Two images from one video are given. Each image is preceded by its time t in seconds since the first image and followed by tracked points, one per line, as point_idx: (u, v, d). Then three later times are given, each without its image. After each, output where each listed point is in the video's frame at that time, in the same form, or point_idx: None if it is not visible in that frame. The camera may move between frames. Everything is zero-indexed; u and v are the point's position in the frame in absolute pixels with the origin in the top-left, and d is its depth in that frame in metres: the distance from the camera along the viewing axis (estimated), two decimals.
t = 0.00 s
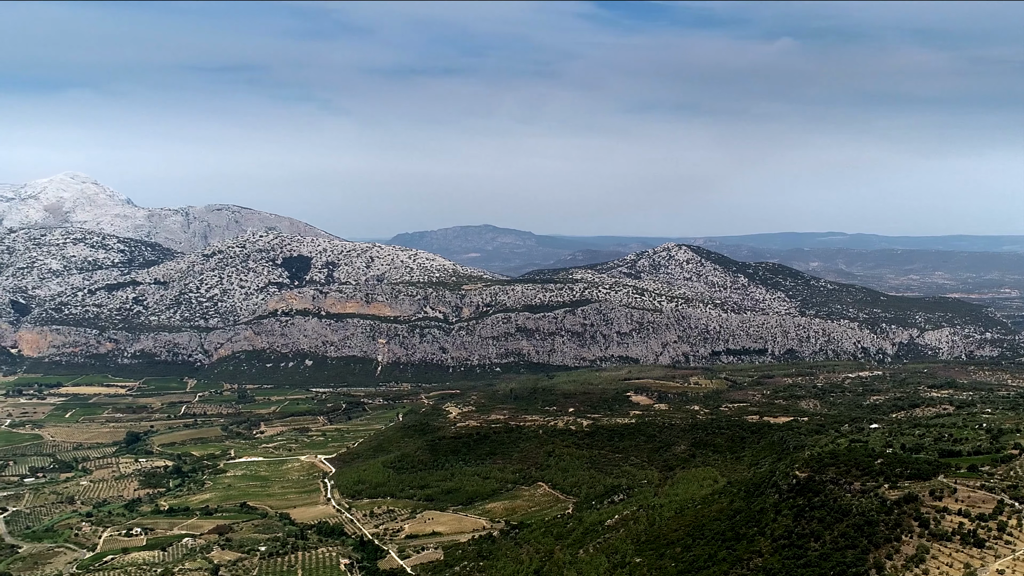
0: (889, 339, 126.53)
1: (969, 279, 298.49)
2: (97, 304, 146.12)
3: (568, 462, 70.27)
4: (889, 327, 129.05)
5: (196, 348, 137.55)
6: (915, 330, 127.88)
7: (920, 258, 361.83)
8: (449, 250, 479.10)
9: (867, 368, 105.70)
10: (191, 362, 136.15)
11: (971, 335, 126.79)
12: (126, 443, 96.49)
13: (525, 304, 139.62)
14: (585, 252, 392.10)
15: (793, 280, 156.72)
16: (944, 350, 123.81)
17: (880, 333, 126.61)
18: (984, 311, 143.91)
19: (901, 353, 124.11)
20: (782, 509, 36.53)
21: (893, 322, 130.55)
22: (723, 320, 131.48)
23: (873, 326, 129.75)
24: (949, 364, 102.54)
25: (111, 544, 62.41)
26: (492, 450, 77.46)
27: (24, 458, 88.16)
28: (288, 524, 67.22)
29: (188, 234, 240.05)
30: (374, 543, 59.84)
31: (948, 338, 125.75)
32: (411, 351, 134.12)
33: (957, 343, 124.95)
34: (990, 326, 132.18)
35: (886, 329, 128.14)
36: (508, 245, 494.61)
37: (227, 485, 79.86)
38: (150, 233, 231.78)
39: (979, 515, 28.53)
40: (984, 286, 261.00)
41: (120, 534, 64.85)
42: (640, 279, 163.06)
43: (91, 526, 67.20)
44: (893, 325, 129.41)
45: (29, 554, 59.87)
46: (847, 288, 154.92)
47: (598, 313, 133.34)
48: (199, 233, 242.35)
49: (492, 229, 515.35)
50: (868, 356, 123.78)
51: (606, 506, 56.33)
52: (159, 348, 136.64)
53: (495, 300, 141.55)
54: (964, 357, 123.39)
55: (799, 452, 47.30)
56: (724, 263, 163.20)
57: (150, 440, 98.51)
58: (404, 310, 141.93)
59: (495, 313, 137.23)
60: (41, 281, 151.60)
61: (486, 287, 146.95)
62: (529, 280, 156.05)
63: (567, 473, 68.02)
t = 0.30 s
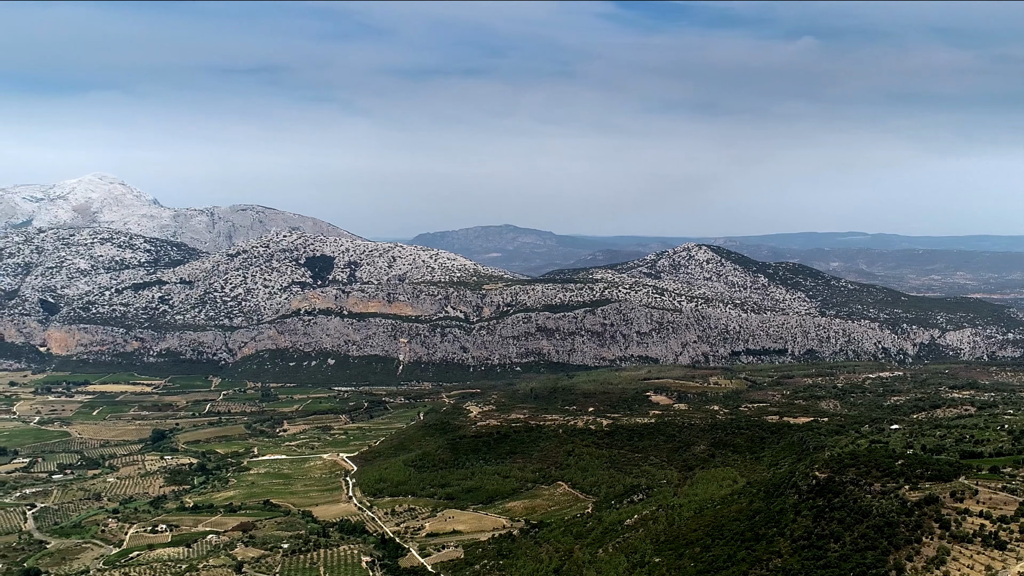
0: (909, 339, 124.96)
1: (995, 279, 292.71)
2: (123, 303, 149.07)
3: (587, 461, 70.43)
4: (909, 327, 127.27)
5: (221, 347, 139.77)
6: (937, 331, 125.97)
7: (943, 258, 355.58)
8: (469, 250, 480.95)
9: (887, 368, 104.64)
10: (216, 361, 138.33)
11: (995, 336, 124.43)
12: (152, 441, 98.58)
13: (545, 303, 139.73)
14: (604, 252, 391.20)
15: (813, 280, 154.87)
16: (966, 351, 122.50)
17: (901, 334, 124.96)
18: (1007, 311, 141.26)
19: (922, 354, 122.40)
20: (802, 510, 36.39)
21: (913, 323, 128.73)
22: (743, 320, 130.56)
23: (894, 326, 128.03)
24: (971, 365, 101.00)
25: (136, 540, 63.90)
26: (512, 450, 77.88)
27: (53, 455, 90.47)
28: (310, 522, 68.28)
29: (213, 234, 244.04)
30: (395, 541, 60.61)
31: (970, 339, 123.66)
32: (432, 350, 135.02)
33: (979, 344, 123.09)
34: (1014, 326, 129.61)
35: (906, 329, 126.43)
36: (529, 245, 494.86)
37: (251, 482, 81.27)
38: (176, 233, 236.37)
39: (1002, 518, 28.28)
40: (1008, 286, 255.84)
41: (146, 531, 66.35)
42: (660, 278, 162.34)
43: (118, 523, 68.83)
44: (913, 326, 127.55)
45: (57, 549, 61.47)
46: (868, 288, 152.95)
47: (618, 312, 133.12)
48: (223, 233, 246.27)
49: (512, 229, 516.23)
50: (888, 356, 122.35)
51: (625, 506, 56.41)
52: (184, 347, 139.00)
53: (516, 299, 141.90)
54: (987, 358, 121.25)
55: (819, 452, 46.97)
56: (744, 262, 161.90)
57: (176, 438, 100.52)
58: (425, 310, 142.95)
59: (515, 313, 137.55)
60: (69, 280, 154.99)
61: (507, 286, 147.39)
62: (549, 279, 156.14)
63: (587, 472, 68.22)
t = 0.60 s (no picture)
0: (934, 339, 122.71)
1: None
2: (153, 303, 152.58)
3: (610, 461, 70.55)
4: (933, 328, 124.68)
5: (248, 346, 142.34)
6: (961, 331, 123.39)
7: (966, 258, 347.30)
8: (493, 250, 482.52)
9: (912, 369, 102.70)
10: (243, 360, 140.96)
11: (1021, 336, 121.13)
12: (181, 438, 100.96)
13: (569, 303, 139.75)
14: (627, 253, 389.57)
15: (837, 280, 152.72)
16: (992, 352, 119.54)
17: (925, 334, 122.81)
18: None
19: (946, 355, 119.97)
20: (825, 511, 36.23)
21: (937, 323, 126.04)
22: (766, 320, 129.39)
23: (916, 327, 125.65)
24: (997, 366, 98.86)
25: (165, 537, 65.56)
26: (535, 449, 78.29)
27: (85, 453, 93.14)
28: (335, 520, 69.43)
29: (242, 234, 248.44)
30: (419, 539, 61.41)
31: (996, 339, 120.68)
32: (456, 350, 135.94)
33: (1004, 344, 120.00)
34: None
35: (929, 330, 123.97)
36: (554, 245, 494.38)
37: (277, 480, 82.86)
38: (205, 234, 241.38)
39: None
40: None
41: (175, 528, 68.08)
42: (683, 279, 161.34)
43: (147, 519, 70.69)
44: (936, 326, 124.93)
45: (88, 544, 63.30)
46: (893, 288, 150.41)
47: (641, 312, 132.77)
48: (252, 233, 250.74)
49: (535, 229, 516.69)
50: (913, 357, 120.29)
51: (647, 506, 56.48)
52: (212, 346, 141.88)
53: (540, 299, 142.20)
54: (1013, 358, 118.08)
55: (842, 454, 46.51)
56: (769, 262, 160.24)
57: (204, 435, 102.79)
58: (450, 310, 144.08)
59: (538, 313, 137.85)
60: (101, 280, 159.05)
61: (531, 286, 147.84)
62: (572, 279, 156.07)
63: (609, 472, 68.38)
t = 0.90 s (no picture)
0: (960, 340, 120.55)
1: None
2: (183, 302, 155.90)
3: (633, 460, 70.62)
4: (960, 329, 122.47)
5: (276, 344, 144.80)
6: (989, 333, 121.20)
7: (993, 259, 338.28)
8: (517, 250, 483.24)
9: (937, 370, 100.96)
10: (271, 358, 143.41)
11: None
12: (210, 436, 103.17)
13: (592, 303, 139.70)
14: (650, 253, 387.22)
15: (861, 280, 150.33)
16: (1018, 352, 117.97)
17: (950, 335, 120.74)
18: None
19: (973, 355, 117.83)
20: (848, 512, 36.02)
21: (964, 324, 123.81)
22: (790, 320, 128.06)
23: (943, 327, 123.57)
24: None
25: (194, 533, 67.18)
26: (558, 448, 78.62)
27: (117, 449, 95.69)
28: (360, 517, 70.55)
29: (270, 234, 252.54)
30: (443, 537, 62.17)
31: None
32: (480, 349, 136.81)
33: None
34: None
35: (956, 331, 121.90)
36: (578, 245, 493.26)
37: (303, 477, 84.39)
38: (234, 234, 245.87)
39: None
40: None
41: (203, 524, 69.76)
42: (706, 278, 160.16)
43: (176, 515, 72.49)
44: (964, 327, 122.68)
45: (119, 540, 65.11)
46: (920, 288, 147.84)
47: (664, 313, 132.27)
48: (280, 233, 254.68)
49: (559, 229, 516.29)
50: (938, 357, 118.25)
51: (670, 506, 56.44)
52: (241, 344, 144.54)
53: (563, 299, 142.37)
54: None
55: (866, 455, 46.10)
56: (793, 262, 158.37)
57: (232, 433, 104.92)
58: (474, 310, 145.01)
59: (561, 313, 138.08)
60: (133, 279, 163.03)
61: (555, 286, 148.13)
62: (596, 279, 155.90)
63: (632, 471, 68.41)
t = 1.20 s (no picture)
0: (986, 341, 118.56)
1: None
2: (213, 301, 159.25)
3: (656, 460, 70.63)
4: (985, 330, 120.90)
5: (304, 343, 147.10)
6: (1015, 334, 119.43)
7: None
8: (541, 250, 483.70)
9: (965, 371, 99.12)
10: (299, 357, 145.71)
11: None
12: (239, 433, 105.45)
13: (616, 303, 139.42)
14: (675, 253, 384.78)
15: (886, 281, 147.76)
16: None
17: (975, 335, 119.14)
18: None
19: (999, 356, 116.13)
20: (872, 514, 35.83)
21: (990, 325, 122.10)
22: (814, 320, 126.52)
23: (967, 328, 121.92)
24: None
25: (223, 529, 68.85)
26: (583, 447, 78.86)
27: (148, 446, 98.34)
28: (386, 515, 71.61)
29: (298, 235, 256.41)
30: (467, 536, 62.84)
31: None
32: (505, 349, 137.53)
33: None
34: None
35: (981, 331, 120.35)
36: (603, 245, 491.74)
37: (330, 475, 85.86)
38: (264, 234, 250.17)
39: None
40: None
41: (232, 520, 71.44)
42: (730, 279, 158.69)
43: (206, 512, 74.35)
44: (989, 328, 121.38)
45: (149, 536, 67.03)
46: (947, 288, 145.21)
47: (688, 313, 131.52)
48: (308, 233, 258.51)
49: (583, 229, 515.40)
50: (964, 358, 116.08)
51: (693, 506, 56.39)
52: (270, 343, 147.19)
53: (588, 299, 142.28)
54: None
55: (890, 456, 45.64)
56: (818, 262, 156.32)
57: (260, 431, 107.11)
58: (499, 309, 145.72)
59: (585, 313, 138.08)
60: (164, 279, 166.98)
61: (580, 286, 148.18)
62: (619, 279, 155.52)
63: (655, 471, 68.37)
